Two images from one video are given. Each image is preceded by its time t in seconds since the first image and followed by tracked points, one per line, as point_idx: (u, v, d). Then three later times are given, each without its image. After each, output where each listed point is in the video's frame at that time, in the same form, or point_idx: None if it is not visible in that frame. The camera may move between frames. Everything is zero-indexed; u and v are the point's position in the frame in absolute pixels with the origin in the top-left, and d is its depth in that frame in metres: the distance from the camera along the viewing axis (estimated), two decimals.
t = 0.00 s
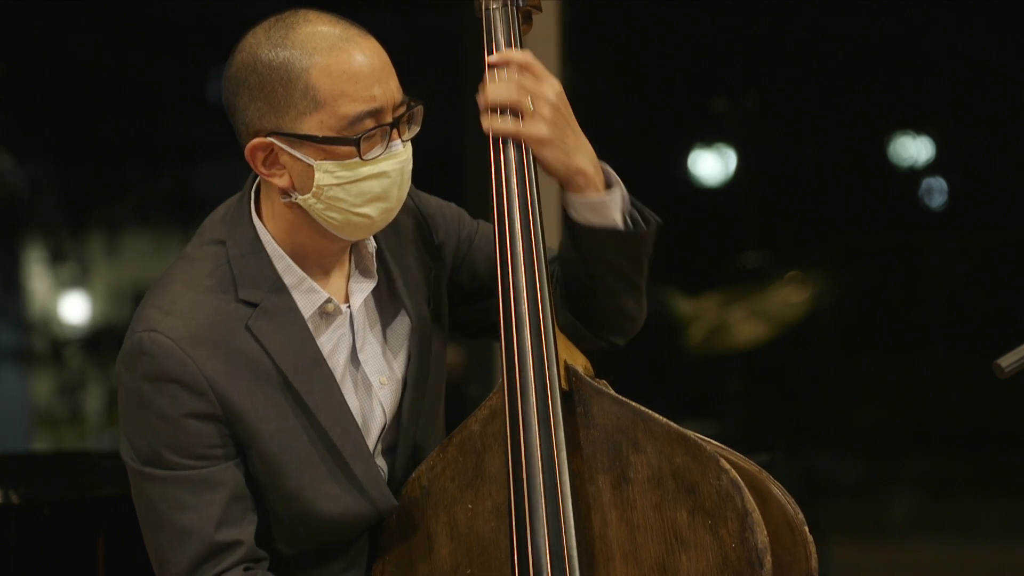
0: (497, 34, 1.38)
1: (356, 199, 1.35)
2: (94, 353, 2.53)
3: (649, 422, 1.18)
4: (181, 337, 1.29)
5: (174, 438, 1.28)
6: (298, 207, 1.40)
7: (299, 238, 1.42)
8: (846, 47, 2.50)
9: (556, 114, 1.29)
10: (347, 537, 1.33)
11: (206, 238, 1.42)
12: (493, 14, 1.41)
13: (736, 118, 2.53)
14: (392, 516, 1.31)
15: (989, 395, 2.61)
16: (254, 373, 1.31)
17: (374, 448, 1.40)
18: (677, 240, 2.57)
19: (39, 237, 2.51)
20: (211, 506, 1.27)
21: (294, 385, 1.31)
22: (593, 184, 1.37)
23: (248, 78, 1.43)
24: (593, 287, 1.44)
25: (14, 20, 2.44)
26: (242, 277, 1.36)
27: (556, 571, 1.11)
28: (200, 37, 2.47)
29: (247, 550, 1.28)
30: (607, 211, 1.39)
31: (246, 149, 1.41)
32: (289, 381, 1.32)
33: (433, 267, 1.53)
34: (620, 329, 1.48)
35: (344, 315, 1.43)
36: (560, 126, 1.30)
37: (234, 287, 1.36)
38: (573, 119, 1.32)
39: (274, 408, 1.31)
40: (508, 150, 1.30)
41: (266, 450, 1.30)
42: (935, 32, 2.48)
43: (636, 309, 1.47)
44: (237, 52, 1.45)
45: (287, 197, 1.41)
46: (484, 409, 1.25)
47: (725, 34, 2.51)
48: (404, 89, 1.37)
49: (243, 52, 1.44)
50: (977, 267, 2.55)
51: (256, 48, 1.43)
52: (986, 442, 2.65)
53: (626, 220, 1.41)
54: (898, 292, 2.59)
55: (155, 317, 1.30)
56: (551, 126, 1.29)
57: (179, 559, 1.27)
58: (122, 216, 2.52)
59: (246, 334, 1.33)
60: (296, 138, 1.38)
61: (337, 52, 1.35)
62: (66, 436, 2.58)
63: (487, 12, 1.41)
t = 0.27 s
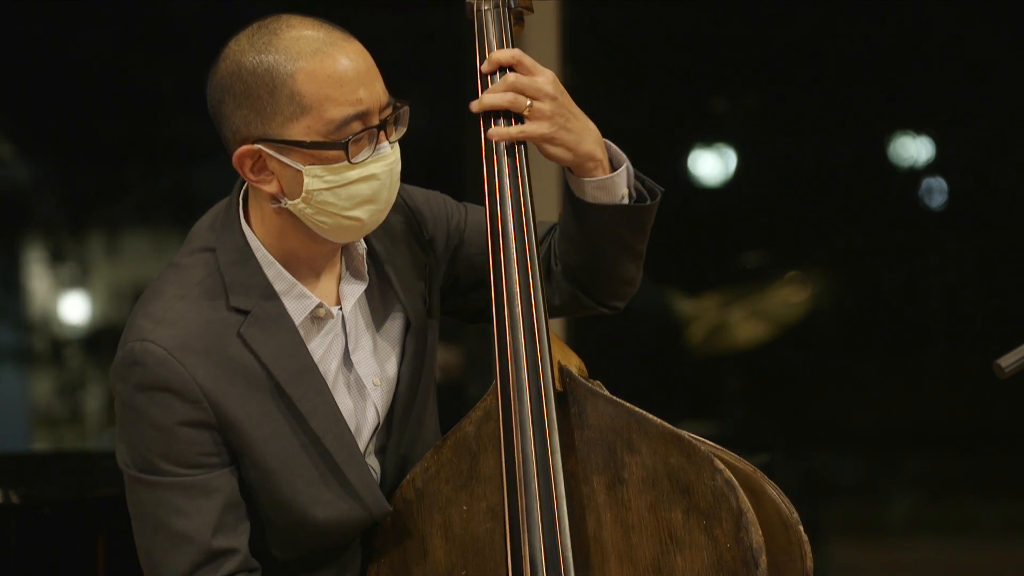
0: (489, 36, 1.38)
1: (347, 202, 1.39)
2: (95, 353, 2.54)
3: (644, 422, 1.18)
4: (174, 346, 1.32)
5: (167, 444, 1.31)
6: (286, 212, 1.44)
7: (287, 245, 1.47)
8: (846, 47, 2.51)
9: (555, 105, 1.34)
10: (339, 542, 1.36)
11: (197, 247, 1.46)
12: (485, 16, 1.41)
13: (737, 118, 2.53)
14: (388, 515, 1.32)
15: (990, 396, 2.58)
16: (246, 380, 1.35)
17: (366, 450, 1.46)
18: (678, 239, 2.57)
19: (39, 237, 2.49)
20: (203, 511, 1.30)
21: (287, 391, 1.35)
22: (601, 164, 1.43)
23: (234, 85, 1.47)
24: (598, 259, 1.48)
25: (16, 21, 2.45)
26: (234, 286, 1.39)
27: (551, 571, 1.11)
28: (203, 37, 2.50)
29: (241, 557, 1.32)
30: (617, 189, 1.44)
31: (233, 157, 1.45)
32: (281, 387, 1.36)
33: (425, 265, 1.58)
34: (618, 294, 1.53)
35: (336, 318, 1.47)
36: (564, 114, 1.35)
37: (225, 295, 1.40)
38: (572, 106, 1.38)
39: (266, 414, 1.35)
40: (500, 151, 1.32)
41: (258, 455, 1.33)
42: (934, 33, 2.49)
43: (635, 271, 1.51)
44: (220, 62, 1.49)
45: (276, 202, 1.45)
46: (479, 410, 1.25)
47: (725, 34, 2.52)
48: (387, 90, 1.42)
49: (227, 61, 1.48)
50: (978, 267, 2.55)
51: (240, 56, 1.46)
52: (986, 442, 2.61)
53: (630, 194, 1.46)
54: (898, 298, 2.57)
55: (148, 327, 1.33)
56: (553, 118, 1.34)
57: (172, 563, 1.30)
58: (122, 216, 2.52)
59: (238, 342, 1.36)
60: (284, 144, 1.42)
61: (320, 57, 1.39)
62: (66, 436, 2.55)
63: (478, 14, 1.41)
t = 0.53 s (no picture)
0: (489, 36, 1.38)
1: (343, 200, 1.40)
2: (95, 353, 2.54)
3: (644, 422, 1.18)
4: (170, 339, 1.34)
5: (163, 435, 1.32)
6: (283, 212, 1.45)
7: (285, 244, 1.48)
8: (845, 47, 2.51)
9: (556, 107, 1.35)
10: (342, 537, 1.37)
11: (193, 248, 1.48)
12: (485, 16, 1.41)
13: (736, 118, 2.53)
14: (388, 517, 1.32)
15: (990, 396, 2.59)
16: (244, 373, 1.36)
17: (366, 445, 1.46)
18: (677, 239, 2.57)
19: (39, 237, 2.50)
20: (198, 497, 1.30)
21: (284, 383, 1.36)
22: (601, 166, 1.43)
23: (228, 86, 1.48)
24: (596, 258, 1.48)
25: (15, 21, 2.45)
26: (230, 282, 1.41)
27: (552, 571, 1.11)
28: (201, 37, 2.49)
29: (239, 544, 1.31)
30: (614, 191, 1.44)
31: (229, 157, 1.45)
32: (279, 381, 1.37)
33: (422, 265, 1.58)
34: (615, 297, 1.54)
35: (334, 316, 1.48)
36: (564, 117, 1.36)
37: (221, 292, 1.41)
38: (573, 109, 1.38)
39: (264, 406, 1.36)
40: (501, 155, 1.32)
41: (256, 446, 1.34)
42: (934, 33, 2.49)
43: (631, 274, 1.52)
44: (214, 63, 1.50)
45: (273, 202, 1.46)
46: (479, 410, 1.26)
47: (725, 34, 2.52)
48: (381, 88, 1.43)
49: (220, 61, 1.49)
50: (978, 267, 2.56)
51: (233, 56, 1.47)
52: (986, 442, 2.62)
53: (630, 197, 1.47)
54: (897, 296, 2.57)
55: (146, 322, 1.35)
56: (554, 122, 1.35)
57: (168, 551, 1.29)
58: (122, 216, 2.51)
59: (235, 336, 1.38)
60: (280, 144, 1.43)
61: (314, 56, 1.40)
62: (66, 436, 2.56)
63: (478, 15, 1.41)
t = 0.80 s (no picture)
0: (490, 36, 1.38)
1: (343, 188, 1.39)
2: (95, 353, 2.54)
3: (645, 422, 1.18)
4: (170, 315, 1.34)
5: (164, 409, 1.32)
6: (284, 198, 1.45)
7: (289, 232, 1.47)
8: (845, 47, 2.51)
9: (568, 93, 1.34)
10: (344, 517, 1.38)
11: (196, 229, 1.49)
12: (485, 15, 1.41)
13: (736, 118, 2.53)
14: (386, 517, 1.31)
15: (991, 396, 2.59)
16: (243, 349, 1.36)
17: (369, 437, 1.45)
18: (676, 237, 2.58)
19: (39, 237, 2.49)
20: (202, 469, 1.30)
21: (284, 361, 1.36)
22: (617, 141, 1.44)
23: (230, 74, 1.47)
24: (609, 237, 1.48)
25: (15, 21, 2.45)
26: (231, 261, 1.41)
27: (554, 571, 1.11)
28: (204, 39, 2.51)
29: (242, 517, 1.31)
30: (631, 165, 1.46)
31: (230, 145, 1.45)
32: (279, 360, 1.37)
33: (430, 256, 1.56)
34: (632, 273, 1.52)
35: (337, 305, 1.47)
36: (577, 101, 1.35)
37: (221, 272, 1.41)
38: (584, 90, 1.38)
39: (264, 382, 1.36)
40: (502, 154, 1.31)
41: (255, 423, 1.35)
42: (934, 33, 2.49)
43: (648, 247, 1.51)
44: (218, 51, 1.50)
45: (275, 189, 1.46)
46: (480, 410, 1.25)
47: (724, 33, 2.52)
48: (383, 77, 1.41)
49: (224, 49, 1.49)
50: (978, 268, 2.55)
51: (236, 44, 1.47)
52: (985, 441, 2.61)
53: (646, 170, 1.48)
54: (897, 295, 2.57)
55: (146, 298, 1.36)
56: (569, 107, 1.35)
57: (172, 524, 1.30)
58: (122, 216, 2.51)
59: (235, 313, 1.38)
60: (280, 131, 1.42)
61: (315, 43, 1.39)
62: (66, 436, 2.55)
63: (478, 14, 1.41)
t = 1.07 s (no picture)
0: (500, 34, 1.39)
1: (348, 172, 1.39)
2: (95, 353, 2.54)
3: (653, 421, 1.18)
4: (175, 302, 1.35)
5: (170, 397, 1.33)
6: (292, 181, 1.45)
7: (301, 217, 1.47)
8: (846, 47, 2.51)
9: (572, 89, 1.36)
10: (349, 506, 1.37)
11: (210, 214, 1.49)
12: (496, 14, 1.42)
13: (737, 118, 2.53)
14: (392, 513, 1.31)
15: (990, 394, 2.60)
16: (248, 337, 1.37)
17: (375, 429, 1.45)
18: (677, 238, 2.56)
19: (39, 237, 2.50)
20: (208, 458, 1.32)
21: (288, 349, 1.37)
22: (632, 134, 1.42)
23: (244, 54, 1.48)
24: (629, 238, 1.48)
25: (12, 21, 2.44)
26: (239, 248, 1.41)
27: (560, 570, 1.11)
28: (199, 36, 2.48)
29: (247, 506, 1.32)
30: (648, 159, 1.44)
31: (241, 124, 1.47)
32: (282, 346, 1.37)
33: (446, 248, 1.55)
34: (659, 269, 1.51)
35: (348, 292, 1.46)
36: (581, 96, 1.36)
37: (230, 258, 1.42)
38: (593, 83, 1.38)
39: (268, 370, 1.37)
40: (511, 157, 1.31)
41: (259, 411, 1.35)
42: (935, 33, 2.49)
43: (676, 245, 1.50)
44: (234, 31, 1.51)
45: (284, 172, 1.46)
46: (487, 408, 1.25)
47: (725, 33, 2.52)
48: (396, 63, 1.41)
49: (240, 30, 1.49)
50: (978, 268, 2.56)
51: (251, 25, 1.48)
52: (986, 441, 2.63)
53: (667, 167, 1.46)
54: (897, 295, 2.58)
55: (152, 285, 1.36)
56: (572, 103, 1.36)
57: (181, 513, 1.32)
58: (122, 216, 2.52)
59: (240, 300, 1.38)
60: (288, 112, 1.43)
61: (326, 27, 1.39)
62: (66, 435, 2.57)
63: (489, 13, 1.41)
